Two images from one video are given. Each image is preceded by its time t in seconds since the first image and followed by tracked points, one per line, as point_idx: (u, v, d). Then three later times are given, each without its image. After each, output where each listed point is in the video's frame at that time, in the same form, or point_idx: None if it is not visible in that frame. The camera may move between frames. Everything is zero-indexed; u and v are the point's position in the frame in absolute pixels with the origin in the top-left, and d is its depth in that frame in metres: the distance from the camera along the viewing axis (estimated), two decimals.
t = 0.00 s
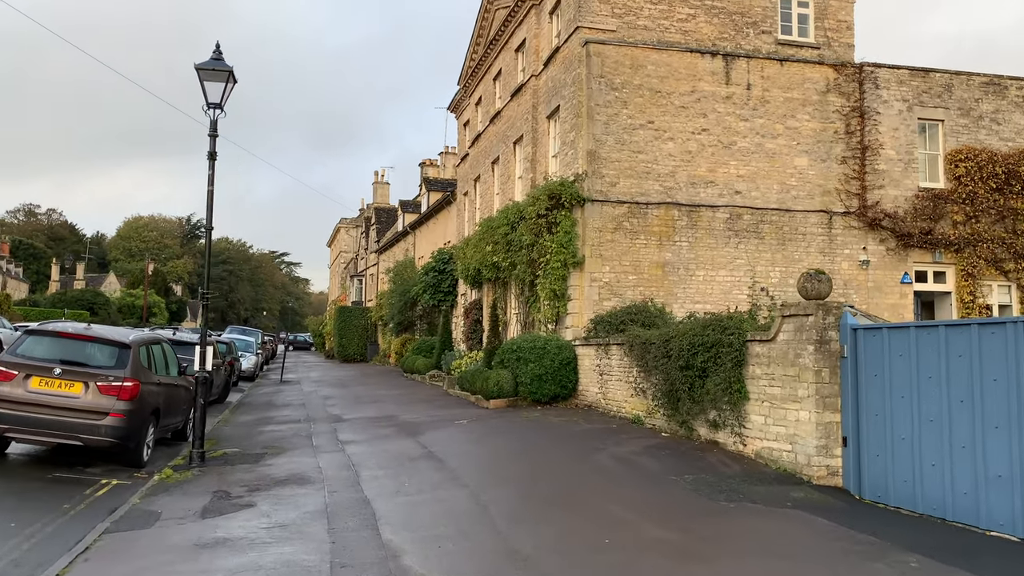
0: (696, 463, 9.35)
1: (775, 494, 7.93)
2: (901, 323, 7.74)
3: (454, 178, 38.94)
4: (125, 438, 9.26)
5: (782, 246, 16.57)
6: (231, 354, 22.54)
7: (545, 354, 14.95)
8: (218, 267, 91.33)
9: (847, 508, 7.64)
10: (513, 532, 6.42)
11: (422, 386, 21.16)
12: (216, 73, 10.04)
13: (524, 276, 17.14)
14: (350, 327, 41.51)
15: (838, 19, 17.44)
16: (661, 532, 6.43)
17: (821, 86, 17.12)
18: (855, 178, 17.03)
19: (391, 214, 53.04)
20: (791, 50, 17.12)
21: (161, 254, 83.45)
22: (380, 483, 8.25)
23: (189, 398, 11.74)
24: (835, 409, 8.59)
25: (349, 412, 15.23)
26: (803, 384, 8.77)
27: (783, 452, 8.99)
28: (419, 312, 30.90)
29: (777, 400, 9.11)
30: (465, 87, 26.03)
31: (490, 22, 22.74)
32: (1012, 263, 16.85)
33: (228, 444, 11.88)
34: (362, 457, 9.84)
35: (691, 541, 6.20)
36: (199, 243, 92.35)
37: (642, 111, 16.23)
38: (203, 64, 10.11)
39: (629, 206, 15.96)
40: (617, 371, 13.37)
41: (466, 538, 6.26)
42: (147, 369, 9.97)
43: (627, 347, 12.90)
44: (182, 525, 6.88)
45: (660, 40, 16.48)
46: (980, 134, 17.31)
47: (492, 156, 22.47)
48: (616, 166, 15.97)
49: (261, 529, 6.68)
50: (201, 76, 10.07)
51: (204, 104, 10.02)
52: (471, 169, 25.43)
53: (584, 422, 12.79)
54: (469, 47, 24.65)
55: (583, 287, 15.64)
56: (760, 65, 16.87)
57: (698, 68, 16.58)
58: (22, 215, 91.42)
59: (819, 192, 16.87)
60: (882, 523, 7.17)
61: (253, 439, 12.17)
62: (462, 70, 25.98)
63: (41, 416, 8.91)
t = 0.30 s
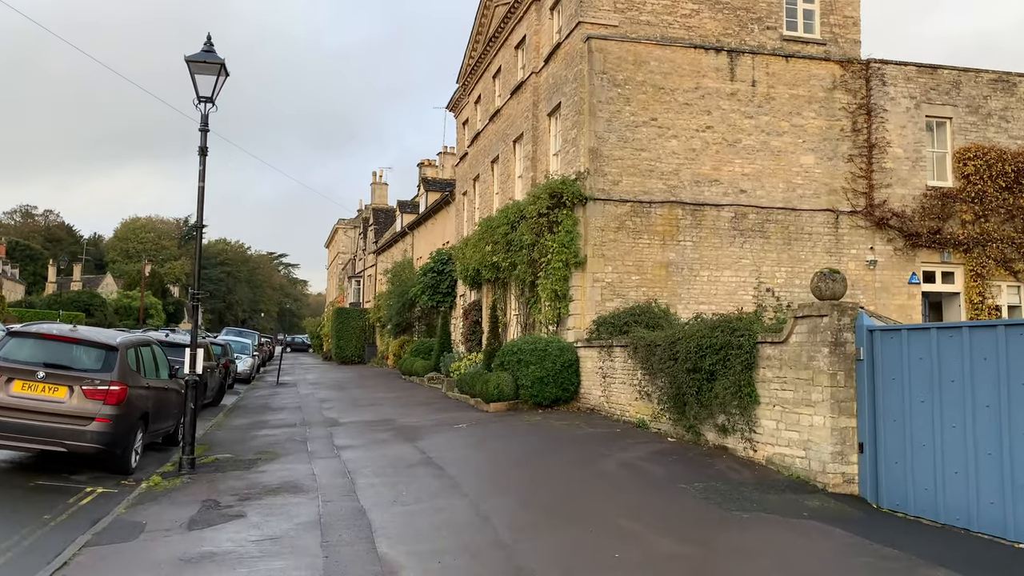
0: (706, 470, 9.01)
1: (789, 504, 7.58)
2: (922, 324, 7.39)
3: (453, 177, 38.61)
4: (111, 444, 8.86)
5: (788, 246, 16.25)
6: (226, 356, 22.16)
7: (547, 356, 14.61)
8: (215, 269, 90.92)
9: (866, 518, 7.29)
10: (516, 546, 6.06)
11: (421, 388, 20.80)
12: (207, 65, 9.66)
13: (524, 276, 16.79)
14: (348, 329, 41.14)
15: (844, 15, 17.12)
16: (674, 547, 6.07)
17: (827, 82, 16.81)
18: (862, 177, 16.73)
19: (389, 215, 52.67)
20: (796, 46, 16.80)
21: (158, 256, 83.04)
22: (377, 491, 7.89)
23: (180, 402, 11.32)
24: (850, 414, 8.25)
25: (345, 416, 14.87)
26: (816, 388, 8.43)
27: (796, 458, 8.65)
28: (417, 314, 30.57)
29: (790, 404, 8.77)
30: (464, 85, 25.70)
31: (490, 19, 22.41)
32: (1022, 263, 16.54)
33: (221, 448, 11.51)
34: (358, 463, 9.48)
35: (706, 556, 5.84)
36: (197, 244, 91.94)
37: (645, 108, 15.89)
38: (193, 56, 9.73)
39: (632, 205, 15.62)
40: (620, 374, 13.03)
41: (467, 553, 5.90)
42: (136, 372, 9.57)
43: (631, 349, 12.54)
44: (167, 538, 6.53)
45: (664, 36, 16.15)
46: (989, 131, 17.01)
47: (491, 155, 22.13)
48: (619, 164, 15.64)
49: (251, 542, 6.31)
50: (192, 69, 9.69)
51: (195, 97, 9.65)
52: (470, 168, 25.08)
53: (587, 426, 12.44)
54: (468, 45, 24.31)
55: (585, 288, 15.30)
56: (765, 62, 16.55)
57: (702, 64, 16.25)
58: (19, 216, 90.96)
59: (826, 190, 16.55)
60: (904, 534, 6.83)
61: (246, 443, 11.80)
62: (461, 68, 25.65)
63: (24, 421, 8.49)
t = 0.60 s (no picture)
0: (718, 481, 8.60)
1: (809, 519, 7.15)
2: (950, 329, 6.95)
3: (453, 178, 38.25)
4: (95, 454, 8.42)
5: (797, 247, 15.84)
6: (222, 359, 21.74)
7: (549, 360, 14.19)
8: (215, 271, 90.55)
9: (892, 535, 6.87)
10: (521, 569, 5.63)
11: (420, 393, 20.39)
12: (196, 59, 9.24)
13: (526, 278, 16.37)
14: (348, 331, 40.75)
15: (853, 10, 16.72)
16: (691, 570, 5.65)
17: (836, 79, 16.42)
18: (872, 176, 16.33)
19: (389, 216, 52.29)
20: (805, 42, 16.40)
21: (157, 258, 82.66)
22: (373, 506, 7.46)
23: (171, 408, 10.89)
24: (871, 423, 7.83)
25: (343, 422, 14.46)
26: (835, 396, 8.01)
27: (814, 470, 8.23)
28: (417, 316, 30.17)
29: (807, 412, 8.36)
30: (464, 84, 25.30)
31: (491, 16, 22.01)
32: None
33: (213, 457, 11.08)
34: (355, 474, 9.06)
35: None
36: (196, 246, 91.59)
37: (651, 105, 15.48)
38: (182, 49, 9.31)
39: (638, 205, 15.21)
40: (626, 379, 12.61)
41: None
42: (122, 379, 9.14)
43: (637, 353, 12.13)
44: (148, 558, 6.11)
45: (669, 31, 15.76)
46: (1002, 130, 16.61)
47: (492, 154, 21.73)
48: (623, 163, 15.23)
49: (237, 564, 5.89)
50: (180, 63, 9.26)
51: (184, 92, 9.24)
52: (470, 169, 24.69)
53: (592, 433, 12.03)
54: (469, 42, 23.91)
55: (589, 290, 14.89)
56: (773, 58, 16.15)
57: (709, 61, 15.86)
58: (19, 218, 90.72)
59: (835, 190, 16.16)
60: (934, 553, 6.41)
61: (239, 451, 11.39)
62: (461, 67, 25.25)
63: (2, 431, 8.06)
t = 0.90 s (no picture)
0: (733, 487, 8.21)
1: (831, 528, 6.77)
2: (981, 327, 6.56)
3: (456, 178, 37.90)
4: (83, 459, 8.06)
5: (808, 245, 15.46)
6: (222, 361, 21.40)
7: (554, 361, 13.81)
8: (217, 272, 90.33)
9: (920, 545, 6.48)
10: None
11: (423, 395, 20.03)
12: (189, 47, 8.89)
13: (530, 278, 16.00)
14: (349, 332, 40.42)
15: (865, 4, 16.35)
16: None
17: (848, 74, 16.05)
18: (885, 172, 15.94)
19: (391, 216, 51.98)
20: (815, 36, 16.03)
21: (159, 259, 82.47)
22: (371, 513, 7.09)
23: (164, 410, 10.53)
24: (895, 427, 7.44)
25: (343, 424, 14.10)
26: (857, 398, 7.63)
27: (835, 475, 7.84)
28: (420, 317, 29.82)
29: (827, 415, 7.98)
30: (467, 81, 24.96)
31: (494, 11, 21.67)
32: None
33: (207, 461, 10.72)
34: (353, 479, 8.70)
35: None
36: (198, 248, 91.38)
37: (658, 100, 15.12)
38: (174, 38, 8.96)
39: (645, 202, 14.85)
40: (634, 380, 12.24)
41: None
42: (111, 380, 8.78)
43: (646, 354, 11.75)
44: (132, 570, 5.75)
45: (677, 25, 15.40)
46: (1017, 125, 16.22)
47: (496, 152, 21.38)
48: (630, 159, 14.87)
49: None
50: (172, 52, 8.91)
51: (176, 82, 8.91)
52: (473, 167, 24.33)
53: (600, 437, 11.65)
54: (472, 39, 23.57)
55: (595, 290, 14.52)
56: (783, 52, 15.79)
57: (718, 54, 15.49)
58: (21, 220, 90.65)
59: (847, 187, 15.78)
60: (967, 564, 6.02)
61: (235, 455, 11.03)
62: (464, 64, 24.91)
63: None
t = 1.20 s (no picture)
0: (752, 498, 7.84)
1: (859, 544, 6.39)
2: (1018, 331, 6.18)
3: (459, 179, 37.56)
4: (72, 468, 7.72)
5: (821, 246, 15.07)
6: (223, 364, 21.08)
7: (561, 365, 13.46)
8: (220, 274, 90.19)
9: (954, 563, 6.10)
10: None
11: (426, 399, 19.69)
12: (183, 41, 8.57)
13: (536, 280, 15.64)
14: (352, 335, 40.10)
15: None
16: None
17: (861, 71, 15.67)
18: (899, 171, 15.55)
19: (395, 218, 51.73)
20: (828, 31, 15.66)
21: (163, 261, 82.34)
22: (372, 528, 6.74)
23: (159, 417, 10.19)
24: (923, 436, 7.05)
25: (345, 430, 13.76)
26: (882, 406, 7.25)
27: (859, 487, 7.46)
28: (423, 319, 29.49)
29: (850, 424, 7.60)
30: (471, 80, 24.64)
31: (499, 9, 21.33)
32: None
33: (204, 468, 10.38)
34: (353, 489, 8.34)
35: None
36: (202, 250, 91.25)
37: (667, 97, 14.76)
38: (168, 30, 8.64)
39: (654, 202, 14.48)
40: (643, 385, 11.87)
41: None
42: (102, 386, 8.45)
43: (656, 358, 11.37)
44: None
45: (686, 20, 15.04)
46: None
47: (500, 151, 21.04)
48: (639, 158, 14.51)
49: None
50: (165, 44, 8.58)
51: (170, 76, 8.58)
52: (477, 168, 24.00)
53: (609, 443, 11.28)
54: (476, 37, 23.24)
55: (603, 292, 14.15)
56: (795, 48, 15.41)
57: (728, 51, 15.13)
58: (25, 222, 90.64)
59: (861, 186, 15.40)
60: None
61: (232, 463, 10.69)
62: (468, 63, 24.59)
63: None
